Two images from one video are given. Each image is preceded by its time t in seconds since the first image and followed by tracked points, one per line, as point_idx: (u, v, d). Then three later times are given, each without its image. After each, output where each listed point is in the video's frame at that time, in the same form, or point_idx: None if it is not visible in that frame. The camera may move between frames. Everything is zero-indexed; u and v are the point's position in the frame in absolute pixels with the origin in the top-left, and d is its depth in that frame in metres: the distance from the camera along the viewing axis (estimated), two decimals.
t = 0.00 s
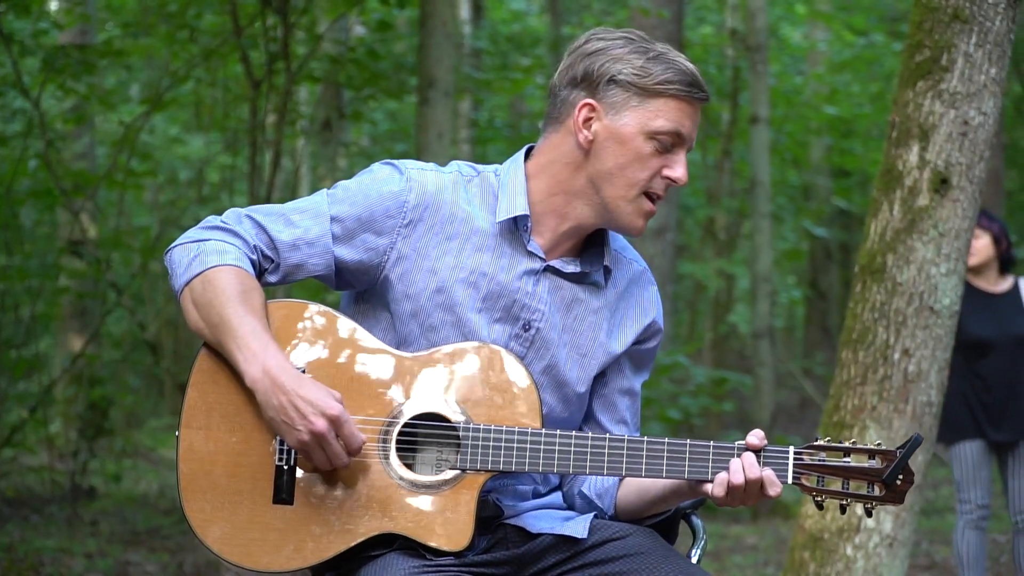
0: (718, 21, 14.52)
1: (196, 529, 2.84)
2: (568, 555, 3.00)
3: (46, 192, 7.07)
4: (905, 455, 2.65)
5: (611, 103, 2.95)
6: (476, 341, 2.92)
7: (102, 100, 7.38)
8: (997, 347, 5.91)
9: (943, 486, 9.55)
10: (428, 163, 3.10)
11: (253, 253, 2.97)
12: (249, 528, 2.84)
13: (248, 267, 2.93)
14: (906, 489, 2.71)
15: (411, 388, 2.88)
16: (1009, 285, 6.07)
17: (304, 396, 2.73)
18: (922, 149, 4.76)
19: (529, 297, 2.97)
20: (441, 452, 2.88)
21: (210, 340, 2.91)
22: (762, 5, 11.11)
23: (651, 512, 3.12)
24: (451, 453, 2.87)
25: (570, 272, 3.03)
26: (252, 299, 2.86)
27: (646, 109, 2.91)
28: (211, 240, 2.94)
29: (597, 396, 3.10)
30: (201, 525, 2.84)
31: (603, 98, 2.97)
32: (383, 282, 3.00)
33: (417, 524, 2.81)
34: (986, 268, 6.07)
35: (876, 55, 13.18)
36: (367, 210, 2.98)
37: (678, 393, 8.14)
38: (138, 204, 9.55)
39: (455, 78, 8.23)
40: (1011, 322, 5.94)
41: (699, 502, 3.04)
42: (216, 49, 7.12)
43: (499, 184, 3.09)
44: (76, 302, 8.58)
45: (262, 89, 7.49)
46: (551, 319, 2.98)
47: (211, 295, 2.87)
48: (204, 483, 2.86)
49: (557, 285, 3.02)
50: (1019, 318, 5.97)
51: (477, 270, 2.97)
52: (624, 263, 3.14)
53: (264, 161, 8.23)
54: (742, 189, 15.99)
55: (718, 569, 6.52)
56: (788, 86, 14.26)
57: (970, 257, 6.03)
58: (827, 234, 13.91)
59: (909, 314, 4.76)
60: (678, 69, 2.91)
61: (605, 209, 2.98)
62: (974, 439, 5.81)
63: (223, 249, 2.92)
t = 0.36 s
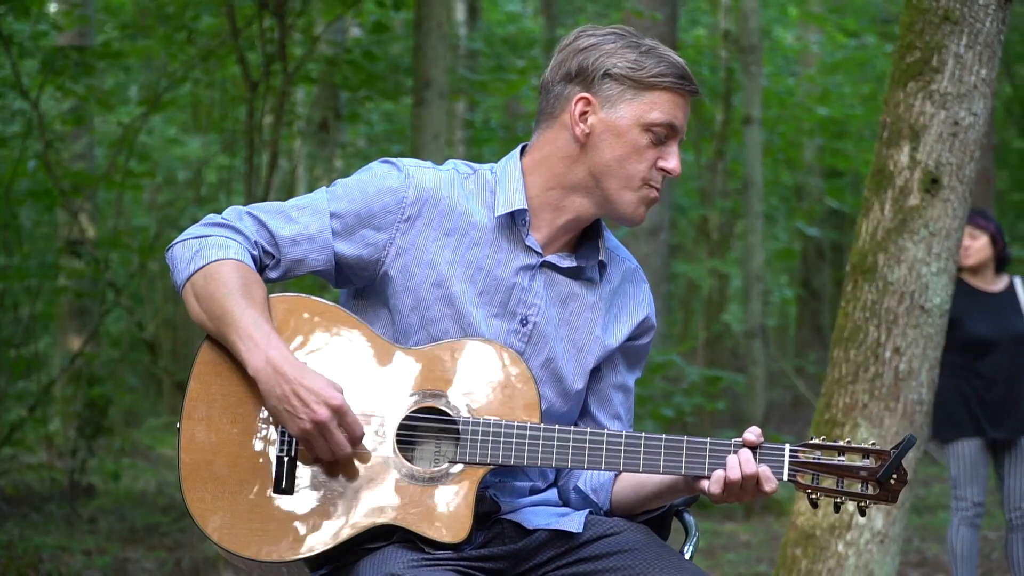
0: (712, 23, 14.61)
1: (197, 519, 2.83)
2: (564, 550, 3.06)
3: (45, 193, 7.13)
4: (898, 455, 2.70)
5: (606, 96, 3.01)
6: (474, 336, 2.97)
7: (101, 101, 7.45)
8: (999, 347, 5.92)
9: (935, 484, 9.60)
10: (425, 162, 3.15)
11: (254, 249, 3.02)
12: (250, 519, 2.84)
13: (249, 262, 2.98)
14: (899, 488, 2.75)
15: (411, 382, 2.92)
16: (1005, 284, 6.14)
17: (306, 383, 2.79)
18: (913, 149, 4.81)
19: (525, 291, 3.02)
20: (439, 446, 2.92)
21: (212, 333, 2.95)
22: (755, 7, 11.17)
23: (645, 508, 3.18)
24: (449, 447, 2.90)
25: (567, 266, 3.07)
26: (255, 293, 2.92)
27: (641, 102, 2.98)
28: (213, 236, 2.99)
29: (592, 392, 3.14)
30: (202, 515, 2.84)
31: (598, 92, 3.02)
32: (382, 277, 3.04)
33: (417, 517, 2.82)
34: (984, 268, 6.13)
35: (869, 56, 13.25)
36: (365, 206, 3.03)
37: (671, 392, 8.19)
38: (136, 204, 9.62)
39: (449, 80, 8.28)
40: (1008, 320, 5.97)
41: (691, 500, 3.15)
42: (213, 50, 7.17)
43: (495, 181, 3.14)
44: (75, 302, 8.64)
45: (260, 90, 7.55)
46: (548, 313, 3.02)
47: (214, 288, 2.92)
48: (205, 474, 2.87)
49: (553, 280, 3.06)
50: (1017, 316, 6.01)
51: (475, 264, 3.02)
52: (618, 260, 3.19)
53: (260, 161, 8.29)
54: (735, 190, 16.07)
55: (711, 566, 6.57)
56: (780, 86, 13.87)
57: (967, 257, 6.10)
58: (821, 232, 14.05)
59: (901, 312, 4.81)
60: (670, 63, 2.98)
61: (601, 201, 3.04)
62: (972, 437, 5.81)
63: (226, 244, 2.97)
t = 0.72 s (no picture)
0: (705, 25, 14.68)
1: (191, 515, 2.89)
2: (555, 546, 3.11)
3: (42, 193, 7.22)
4: (885, 442, 2.77)
5: (580, 87, 3.08)
6: (462, 332, 3.00)
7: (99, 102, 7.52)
8: (1003, 345, 5.95)
9: (925, 481, 9.66)
10: (410, 162, 3.18)
11: (243, 249, 3.05)
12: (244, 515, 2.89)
13: (239, 261, 3.02)
14: (885, 474, 2.82)
15: (401, 377, 2.96)
16: (1006, 283, 6.18)
17: (297, 375, 2.84)
18: (903, 149, 4.86)
19: (512, 286, 3.06)
20: (429, 440, 2.97)
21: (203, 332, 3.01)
22: (747, 8, 11.23)
23: (635, 501, 3.21)
24: (440, 441, 2.96)
25: (552, 260, 3.12)
26: (244, 292, 2.96)
27: (615, 90, 3.04)
28: (202, 237, 3.02)
29: (580, 387, 3.18)
30: (197, 512, 2.89)
31: (572, 84, 3.09)
32: (370, 276, 3.07)
33: (409, 510, 2.87)
34: (985, 267, 6.19)
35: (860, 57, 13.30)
36: (352, 205, 3.06)
37: (663, 390, 8.25)
38: (133, 204, 9.68)
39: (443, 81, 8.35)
40: (1010, 319, 6.01)
41: (680, 496, 3.19)
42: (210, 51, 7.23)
43: (479, 179, 3.18)
44: (72, 301, 8.69)
45: (255, 91, 7.60)
46: (534, 307, 3.06)
47: (204, 288, 2.96)
48: (199, 471, 2.92)
49: (539, 275, 3.11)
50: (1017, 314, 6.05)
51: (462, 261, 3.06)
52: (601, 259, 3.23)
53: (256, 161, 8.35)
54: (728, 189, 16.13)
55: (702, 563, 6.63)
56: (772, 87, 14.11)
57: (968, 258, 6.18)
58: (812, 232, 14.09)
59: (891, 311, 4.86)
60: (639, 50, 3.06)
61: (583, 189, 3.08)
62: (975, 434, 5.84)
63: (215, 245, 3.00)
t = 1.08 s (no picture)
0: (698, 25, 14.75)
1: (187, 515, 2.86)
2: (547, 541, 3.07)
3: (41, 192, 7.24)
4: (872, 427, 2.80)
5: (542, 75, 3.11)
6: (450, 328, 2.99)
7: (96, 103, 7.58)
8: (993, 342, 6.01)
9: (916, 477, 9.71)
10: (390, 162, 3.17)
11: (230, 252, 3.01)
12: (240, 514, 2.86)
13: (227, 263, 2.97)
14: (872, 460, 2.84)
15: (390, 374, 2.94)
16: (1000, 280, 6.22)
17: (295, 372, 2.79)
18: (893, 148, 4.91)
19: (497, 279, 3.07)
20: (420, 435, 2.95)
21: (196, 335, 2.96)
22: (739, 9, 11.28)
23: (626, 496, 3.18)
24: (431, 437, 2.93)
25: (535, 252, 3.14)
26: (236, 292, 2.92)
27: (577, 72, 3.08)
28: (190, 242, 2.98)
29: (566, 381, 3.21)
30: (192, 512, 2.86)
31: (534, 74, 3.12)
32: (355, 276, 3.06)
33: (404, 506, 2.84)
34: (976, 267, 6.22)
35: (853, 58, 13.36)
36: (335, 205, 3.05)
37: (656, 388, 8.31)
38: (131, 204, 9.75)
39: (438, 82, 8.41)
40: (1001, 317, 6.05)
41: (672, 491, 3.17)
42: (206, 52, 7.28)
43: (458, 176, 3.17)
44: (70, 300, 8.76)
45: (251, 91, 7.66)
46: (519, 300, 3.08)
47: (195, 290, 2.91)
48: (194, 471, 2.89)
49: (522, 267, 3.13)
50: (1009, 312, 6.08)
51: (447, 258, 3.06)
52: (580, 253, 3.26)
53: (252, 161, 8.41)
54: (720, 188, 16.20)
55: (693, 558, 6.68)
56: (764, 87, 14.37)
57: (959, 257, 6.20)
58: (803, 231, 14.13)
59: (881, 308, 4.92)
60: (593, 31, 3.12)
61: (560, 173, 3.10)
62: (968, 430, 5.90)
63: (203, 248, 2.96)
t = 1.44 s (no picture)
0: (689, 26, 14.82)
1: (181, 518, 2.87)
2: (538, 537, 3.09)
3: (38, 191, 7.28)
4: (855, 412, 2.87)
5: (517, 75, 3.15)
6: (434, 328, 3.04)
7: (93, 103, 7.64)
8: (974, 340, 6.05)
9: (907, 474, 9.79)
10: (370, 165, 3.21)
11: (214, 257, 3.03)
12: (233, 513, 2.89)
13: (211, 268, 3.00)
14: (857, 443, 2.91)
15: (377, 373, 2.99)
16: (982, 279, 6.24)
17: (282, 369, 2.83)
18: (883, 147, 4.96)
19: (479, 278, 3.12)
20: (408, 430, 2.99)
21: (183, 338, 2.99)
22: (730, 9, 11.34)
23: (612, 490, 3.23)
24: (419, 432, 2.98)
25: (515, 251, 3.20)
26: (221, 294, 2.95)
27: (552, 72, 3.13)
28: (174, 247, 3.00)
29: (549, 377, 3.27)
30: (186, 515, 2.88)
31: (509, 74, 3.16)
32: (337, 278, 3.10)
33: (394, 502, 2.88)
34: (960, 264, 6.25)
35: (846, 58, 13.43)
36: (316, 209, 3.08)
37: (649, 384, 8.37)
38: (128, 203, 9.81)
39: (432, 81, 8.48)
40: (983, 314, 6.10)
41: (662, 486, 3.26)
42: (203, 52, 7.34)
43: (437, 177, 3.21)
44: (67, 299, 8.81)
45: (248, 91, 7.72)
46: (501, 299, 3.14)
47: (180, 295, 2.93)
48: (187, 473, 2.92)
49: (503, 265, 3.18)
50: (991, 310, 6.13)
51: (430, 259, 3.11)
52: (560, 249, 3.33)
53: (247, 161, 8.48)
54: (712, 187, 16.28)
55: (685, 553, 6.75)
56: (756, 87, 14.43)
57: (944, 254, 6.23)
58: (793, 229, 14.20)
59: (871, 306, 4.97)
60: (567, 31, 3.16)
61: (537, 173, 3.15)
62: (949, 428, 5.97)
63: (187, 253, 2.99)
